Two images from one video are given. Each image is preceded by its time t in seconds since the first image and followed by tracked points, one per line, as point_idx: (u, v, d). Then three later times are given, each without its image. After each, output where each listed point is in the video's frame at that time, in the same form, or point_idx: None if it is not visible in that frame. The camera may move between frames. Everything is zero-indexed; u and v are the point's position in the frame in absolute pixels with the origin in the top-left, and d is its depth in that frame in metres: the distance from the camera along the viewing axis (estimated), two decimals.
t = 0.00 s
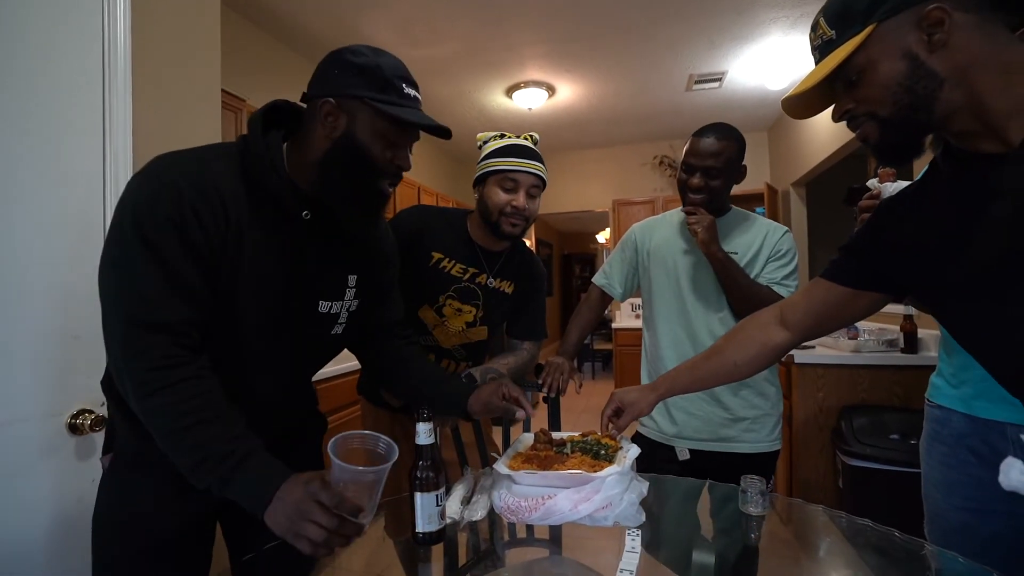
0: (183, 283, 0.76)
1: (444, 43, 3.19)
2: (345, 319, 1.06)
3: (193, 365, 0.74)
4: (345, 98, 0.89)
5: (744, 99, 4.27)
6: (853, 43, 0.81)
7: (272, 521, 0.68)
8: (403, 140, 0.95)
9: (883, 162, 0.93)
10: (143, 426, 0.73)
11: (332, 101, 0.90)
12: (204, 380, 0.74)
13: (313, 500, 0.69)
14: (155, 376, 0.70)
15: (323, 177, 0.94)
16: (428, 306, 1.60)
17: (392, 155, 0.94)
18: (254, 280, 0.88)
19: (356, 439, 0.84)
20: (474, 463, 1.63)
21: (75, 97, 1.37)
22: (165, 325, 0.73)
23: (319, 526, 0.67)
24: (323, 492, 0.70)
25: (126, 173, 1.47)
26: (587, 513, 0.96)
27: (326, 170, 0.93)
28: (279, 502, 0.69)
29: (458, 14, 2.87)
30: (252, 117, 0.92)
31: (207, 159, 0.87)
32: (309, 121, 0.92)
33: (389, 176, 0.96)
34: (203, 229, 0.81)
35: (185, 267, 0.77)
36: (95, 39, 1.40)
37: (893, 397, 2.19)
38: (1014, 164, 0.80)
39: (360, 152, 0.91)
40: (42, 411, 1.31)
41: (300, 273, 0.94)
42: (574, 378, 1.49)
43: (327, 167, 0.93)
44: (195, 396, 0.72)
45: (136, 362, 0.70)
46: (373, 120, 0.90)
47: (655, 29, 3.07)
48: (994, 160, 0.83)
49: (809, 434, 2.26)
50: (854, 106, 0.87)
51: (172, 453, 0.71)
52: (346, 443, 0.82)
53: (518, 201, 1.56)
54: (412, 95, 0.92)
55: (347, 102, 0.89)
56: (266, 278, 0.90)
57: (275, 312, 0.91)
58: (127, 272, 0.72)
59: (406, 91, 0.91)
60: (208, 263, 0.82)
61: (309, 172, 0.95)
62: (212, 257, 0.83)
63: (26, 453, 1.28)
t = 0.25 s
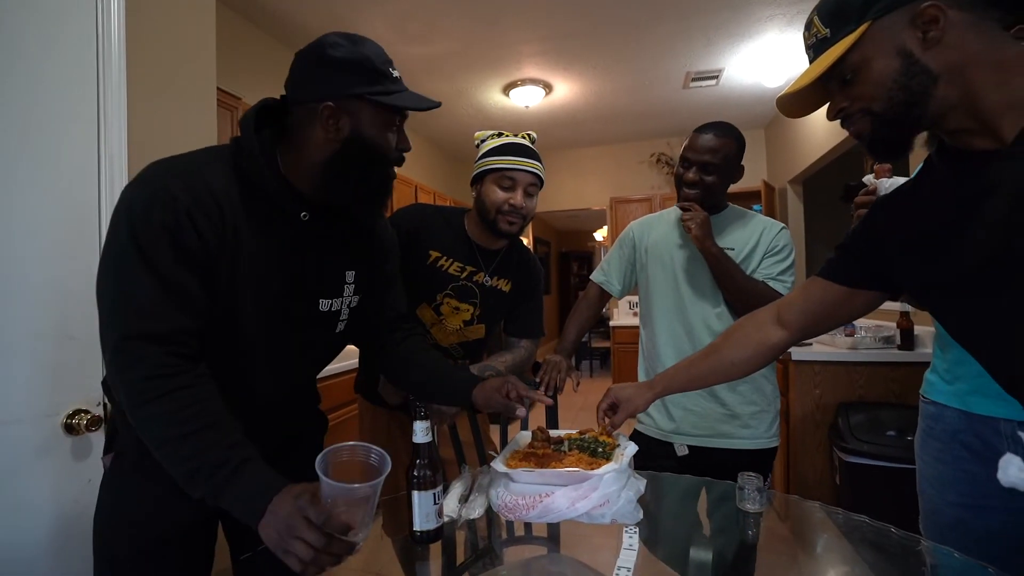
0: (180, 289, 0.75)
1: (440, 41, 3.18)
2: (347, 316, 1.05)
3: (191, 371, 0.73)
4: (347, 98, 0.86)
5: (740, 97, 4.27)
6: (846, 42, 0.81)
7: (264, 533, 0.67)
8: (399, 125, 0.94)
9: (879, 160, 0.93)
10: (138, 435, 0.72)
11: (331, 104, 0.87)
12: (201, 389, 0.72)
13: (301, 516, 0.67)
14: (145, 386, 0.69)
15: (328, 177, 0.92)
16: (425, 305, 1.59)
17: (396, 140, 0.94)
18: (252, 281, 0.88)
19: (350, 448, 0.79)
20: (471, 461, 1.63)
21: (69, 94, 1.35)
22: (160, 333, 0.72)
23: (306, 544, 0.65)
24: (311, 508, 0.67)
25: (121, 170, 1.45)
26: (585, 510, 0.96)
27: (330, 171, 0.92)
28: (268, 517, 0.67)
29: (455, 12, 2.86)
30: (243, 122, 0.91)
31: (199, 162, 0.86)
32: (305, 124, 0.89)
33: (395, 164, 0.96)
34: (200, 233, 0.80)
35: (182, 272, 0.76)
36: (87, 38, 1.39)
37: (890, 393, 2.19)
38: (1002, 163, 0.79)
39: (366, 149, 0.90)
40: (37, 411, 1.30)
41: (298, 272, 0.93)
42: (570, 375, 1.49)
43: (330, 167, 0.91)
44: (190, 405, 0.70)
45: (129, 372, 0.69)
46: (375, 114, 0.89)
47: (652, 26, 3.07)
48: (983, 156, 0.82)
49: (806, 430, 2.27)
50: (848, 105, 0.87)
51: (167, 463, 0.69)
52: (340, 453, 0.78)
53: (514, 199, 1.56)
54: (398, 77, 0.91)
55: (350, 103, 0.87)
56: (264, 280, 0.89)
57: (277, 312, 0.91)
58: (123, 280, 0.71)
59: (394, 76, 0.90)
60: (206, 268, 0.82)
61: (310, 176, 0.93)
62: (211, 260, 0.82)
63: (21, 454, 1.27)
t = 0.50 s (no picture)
0: (175, 291, 0.75)
1: (439, 40, 3.18)
2: (343, 316, 1.05)
3: (185, 372, 0.73)
4: (339, 96, 0.86)
5: (739, 97, 4.27)
6: (846, 39, 0.82)
7: (259, 534, 0.66)
8: (394, 121, 0.94)
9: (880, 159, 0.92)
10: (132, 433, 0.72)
11: (325, 102, 0.87)
12: (194, 390, 0.72)
13: (293, 517, 0.66)
14: (139, 385, 0.69)
15: (323, 176, 0.92)
16: (423, 305, 1.59)
17: (390, 137, 0.94)
18: (248, 281, 0.87)
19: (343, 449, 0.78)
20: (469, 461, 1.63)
21: (65, 92, 1.35)
22: (154, 334, 0.71)
23: (299, 545, 0.64)
24: (303, 509, 0.66)
25: (117, 168, 1.44)
26: (582, 510, 0.96)
27: (325, 169, 0.92)
28: (262, 517, 0.66)
29: (454, 12, 2.86)
30: (238, 119, 0.90)
31: (194, 161, 0.86)
32: (299, 122, 0.89)
33: (391, 160, 0.96)
34: (195, 234, 0.80)
35: (176, 273, 0.76)
36: (84, 36, 1.38)
37: (887, 393, 2.20)
38: (1006, 161, 0.79)
39: (361, 146, 0.90)
40: (33, 411, 1.29)
41: (294, 271, 0.93)
42: (568, 374, 1.49)
43: (324, 166, 0.91)
44: (182, 406, 0.70)
45: (123, 372, 0.69)
46: (369, 111, 0.89)
47: (651, 26, 3.07)
48: (986, 155, 0.82)
49: (804, 431, 2.27)
50: (847, 104, 0.87)
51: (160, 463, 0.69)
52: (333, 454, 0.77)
53: (513, 199, 1.56)
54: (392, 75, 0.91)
55: (342, 101, 0.87)
56: (259, 280, 0.89)
57: (272, 312, 0.91)
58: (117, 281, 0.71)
59: (388, 73, 0.90)
60: (202, 269, 0.82)
61: (305, 175, 0.92)
62: (206, 261, 0.82)
63: (17, 455, 1.26)
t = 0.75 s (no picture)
0: (168, 286, 0.74)
1: (435, 37, 3.16)
2: (337, 312, 1.05)
3: (179, 367, 0.72)
4: (331, 89, 0.86)
5: (735, 95, 4.28)
6: (845, 36, 0.81)
7: (253, 529, 0.66)
8: (386, 115, 0.94)
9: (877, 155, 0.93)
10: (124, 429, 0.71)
11: (317, 96, 0.86)
12: (188, 384, 0.71)
13: (288, 511, 0.65)
14: (131, 381, 0.68)
15: (316, 172, 0.91)
16: (419, 302, 1.58)
17: (383, 133, 0.94)
18: (241, 278, 0.87)
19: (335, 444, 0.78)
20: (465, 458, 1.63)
21: (57, 88, 1.33)
22: (147, 330, 0.71)
23: (294, 539, 0.64)
24: (298, 503, 0.65)
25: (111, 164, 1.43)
26: (577, 508, 0.96)
27: (319, 164, 0.91)
28: (256, 512, 0.65)
29: (450, 8, 2.84)
30: (231, 113, 0.91)
31: (187, 157, 0.85)
32: (291, 116, 0.89)
33: (385, 155, 0.96)
34: (188, 230, 0.79)
35: (169, 269, 0.75)
36: (76, 31, 1.37)
37: (881, 391, 2.21)
38: (1004, 159, 0.79)
39: (355, 141, 0.90)
40: (26, 409, 1.28)
41: (287, 267, 0.93)
42: (563, 372, 1.49)
43: (317, 161, 0.91)
44: (175, 401, 0.69)
45: (114, 368, 0.68)
46: (361, 105, 0.88)
47: (648, 24, 3.06)
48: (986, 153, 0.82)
49: (799, 428, 2.28)
50: (845, 102, 0.88)
51: (156, 460, 0.68)
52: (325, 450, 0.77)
53: (511, 196, 1.56)
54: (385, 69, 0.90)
55: (333, 94, 0.86)
56: (253, 276, 0.89)
57: (266, 308, 0.91)
58: (109, 276, 0.70)
59: (382, 67, 0.89)
60: (194, 265, 0.81)
61: (296, 170, 0.92)
62: (198, 257, 0.81)
63: (10, 453, 1.25)
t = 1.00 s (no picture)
0: (164, 282, 0.74)
1: (435, 36, 3.16)
2: (335, 308, 1.05)
3: (174, 363, 0.72)
4: (315, 76, 0.85)
5: (735, 95, 4.28)
6: (846, 35, 0.81)
7: (243, 526, 0.66)
8: (377, 100, 0.93)
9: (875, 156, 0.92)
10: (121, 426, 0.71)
11: (302, 83, 0.85)
12: (186, 380, 0.71)
13: (278, 510, 0.65)
14: (127, 377, 0.68)
15: (310, 163, 0.91)
16: (419, 301, 1.58)
17: (374, 118, 0.93)
18: (239, 274, 0.87)
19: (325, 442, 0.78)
20: (465, 457, 1.63)
21: (58, 86, 1.33)
22: (143, 326, 0.70)
23: (283, 537, 0.64)
24: (288, 502, 0.65)
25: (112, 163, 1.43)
26: (577, 507, 0.96)
27: (312, 156, 0.90)
28: (246, 510, 0.65)
29: (450, 8, 2.84)
30: (231, 109, 0.90)
31: (185, 154, 0.85)
32: (280, 108, 0.89)
33: (377, 141, 0.95)
34: (185, 226, 0.79)
35: (165, 266, 0.75)
36: (77, 30, 1.37)
37: (881, 391, 2.21)
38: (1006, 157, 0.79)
39: (343, 127, 0.89)
40: (27, 407, 1.28)
41: (285, 263, 0.93)
42: (563, 373, 1.49)
43: (310, 152, 0.90)
44: (167, 399, 0.68)
45: (109, 365, 0.68)
46: (347, 89, 0.87)
47: (648, 24, 3.06)
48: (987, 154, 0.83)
49: (799, 428, 2.28)
50: (846, 101, 0.87)
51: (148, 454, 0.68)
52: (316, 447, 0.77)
53: (512, 198, 1.55)
54: (370, 53, 0.90)
55: (317, 80, 0.85)
56: (251, 272, 0.88)
57: (265, 304, 0.90)
58: (106, 274, 0.70)
59: (364, 51, 0.88)
60: (192, 262, 0.81)
61: (292, 162, 0.92)
62: (197, 253, 0.81)
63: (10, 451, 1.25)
